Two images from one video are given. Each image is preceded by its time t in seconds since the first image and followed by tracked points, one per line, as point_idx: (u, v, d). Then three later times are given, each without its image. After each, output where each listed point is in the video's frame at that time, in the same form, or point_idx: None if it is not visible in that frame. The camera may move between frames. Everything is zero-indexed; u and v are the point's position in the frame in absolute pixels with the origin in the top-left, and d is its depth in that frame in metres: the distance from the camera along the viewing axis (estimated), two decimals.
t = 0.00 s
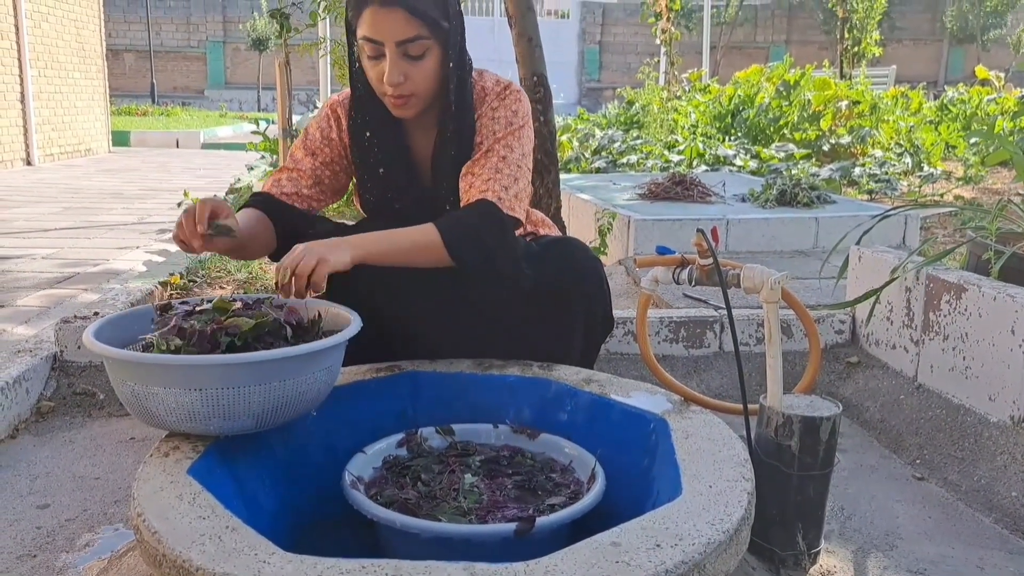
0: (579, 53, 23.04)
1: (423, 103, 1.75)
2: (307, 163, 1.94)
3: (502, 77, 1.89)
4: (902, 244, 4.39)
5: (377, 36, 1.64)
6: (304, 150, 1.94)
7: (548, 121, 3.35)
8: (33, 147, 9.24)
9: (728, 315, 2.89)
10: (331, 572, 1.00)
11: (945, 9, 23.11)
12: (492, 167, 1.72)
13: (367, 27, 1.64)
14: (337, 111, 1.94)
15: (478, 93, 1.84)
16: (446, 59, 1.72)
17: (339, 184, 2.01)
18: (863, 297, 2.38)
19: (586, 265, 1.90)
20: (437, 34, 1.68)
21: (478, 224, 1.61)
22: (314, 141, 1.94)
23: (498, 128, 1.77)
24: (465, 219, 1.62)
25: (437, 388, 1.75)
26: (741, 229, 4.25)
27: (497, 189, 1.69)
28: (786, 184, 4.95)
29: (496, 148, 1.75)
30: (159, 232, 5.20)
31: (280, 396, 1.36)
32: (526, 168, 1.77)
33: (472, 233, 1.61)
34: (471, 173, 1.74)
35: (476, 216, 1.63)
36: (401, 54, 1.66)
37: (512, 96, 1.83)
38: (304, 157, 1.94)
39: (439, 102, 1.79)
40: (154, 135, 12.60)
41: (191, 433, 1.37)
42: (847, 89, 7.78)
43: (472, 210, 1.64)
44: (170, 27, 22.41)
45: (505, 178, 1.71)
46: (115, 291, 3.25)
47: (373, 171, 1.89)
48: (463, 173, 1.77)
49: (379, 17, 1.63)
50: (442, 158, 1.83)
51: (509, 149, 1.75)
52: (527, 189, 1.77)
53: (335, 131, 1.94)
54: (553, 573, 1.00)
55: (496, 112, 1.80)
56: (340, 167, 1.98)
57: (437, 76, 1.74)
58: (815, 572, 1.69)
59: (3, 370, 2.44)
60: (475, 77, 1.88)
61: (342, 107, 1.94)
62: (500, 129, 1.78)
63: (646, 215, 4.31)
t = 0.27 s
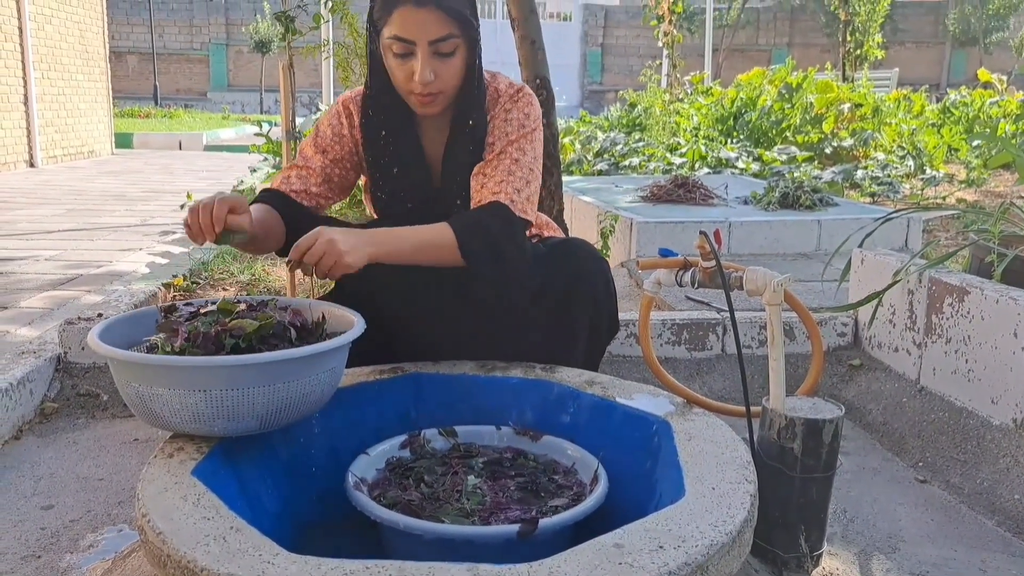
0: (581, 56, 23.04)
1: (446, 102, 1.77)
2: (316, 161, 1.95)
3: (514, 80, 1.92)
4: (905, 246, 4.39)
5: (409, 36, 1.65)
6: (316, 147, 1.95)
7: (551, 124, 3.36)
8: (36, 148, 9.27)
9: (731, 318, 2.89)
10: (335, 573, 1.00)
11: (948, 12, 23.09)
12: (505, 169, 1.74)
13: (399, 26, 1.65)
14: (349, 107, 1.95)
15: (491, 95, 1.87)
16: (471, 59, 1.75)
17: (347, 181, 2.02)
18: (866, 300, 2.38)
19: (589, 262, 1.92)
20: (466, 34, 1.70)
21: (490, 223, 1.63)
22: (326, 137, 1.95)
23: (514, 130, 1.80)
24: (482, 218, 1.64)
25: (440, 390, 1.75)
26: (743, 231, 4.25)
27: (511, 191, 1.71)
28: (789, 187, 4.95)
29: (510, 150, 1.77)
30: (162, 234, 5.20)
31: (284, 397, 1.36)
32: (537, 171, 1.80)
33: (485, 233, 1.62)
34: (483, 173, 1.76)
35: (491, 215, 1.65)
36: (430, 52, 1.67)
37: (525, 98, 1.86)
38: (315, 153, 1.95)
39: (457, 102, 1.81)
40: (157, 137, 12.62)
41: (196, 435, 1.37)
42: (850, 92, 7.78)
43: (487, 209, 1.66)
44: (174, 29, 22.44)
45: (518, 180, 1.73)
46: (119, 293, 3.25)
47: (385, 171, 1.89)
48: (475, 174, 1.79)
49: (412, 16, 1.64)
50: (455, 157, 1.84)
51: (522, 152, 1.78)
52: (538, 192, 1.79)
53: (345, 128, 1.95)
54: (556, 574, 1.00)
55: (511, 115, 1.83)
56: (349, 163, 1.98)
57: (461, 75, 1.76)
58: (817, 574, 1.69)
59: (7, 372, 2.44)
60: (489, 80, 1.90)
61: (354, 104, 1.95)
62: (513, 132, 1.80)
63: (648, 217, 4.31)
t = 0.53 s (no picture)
0: (583, 55, 23.05)
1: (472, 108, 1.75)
2: (351, 166, 1.85)
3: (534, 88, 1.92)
4: (906, 246, 4.39)
5: (436, 42, 1.62)
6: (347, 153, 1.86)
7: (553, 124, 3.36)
8: (39, 147, 9.28)
9: (732, 317, 2.89)
10: (337, 571, 1.00)
11: (950, 11, 23.07)
12: (557, 183, 1.75)
13: (425, 32, 1.62)
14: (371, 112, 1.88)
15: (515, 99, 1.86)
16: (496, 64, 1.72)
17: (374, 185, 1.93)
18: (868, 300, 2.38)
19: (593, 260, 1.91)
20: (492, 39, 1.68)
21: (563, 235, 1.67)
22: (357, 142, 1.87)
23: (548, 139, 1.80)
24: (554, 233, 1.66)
25: (441, 389, 1.75)
26: (745, 230, 4.25)
27: (571, 203, 1.73)
28: (790, 186, 4.94)
29: (555, 163, 1.77)
30: (164, 232, 5.21)
31: (286, 396, 1.36)
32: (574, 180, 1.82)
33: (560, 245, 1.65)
34: (535, 189, 1.76)
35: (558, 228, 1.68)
36: (458, 58, 1.65)
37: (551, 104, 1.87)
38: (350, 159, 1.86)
39: (481, 108, 1.79)
40: (159, 136, 12.64)
41: (198, 433, 1.37)
42: (852, 91, 7.78)
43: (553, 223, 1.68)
44: (175, 27, 22.46)
45: (571, 193, 1.75)
46: (121, 292, 3.26)
47: (396, 175, 1.87)
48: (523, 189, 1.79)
49: (439, 22, 1.61)
50: (478, 164, 1.83)
51: (567, 164, 1.79)
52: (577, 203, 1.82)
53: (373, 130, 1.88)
54: (558, 573, 1.00)
55: (544, 125, 1.82)
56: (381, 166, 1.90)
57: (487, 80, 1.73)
58: (818, 573, 1.69)
59: (9, 370, 2.45)
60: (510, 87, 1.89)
61: (377, 107, 1.89)
62: (553, 144, 1.81)
63: (650, 217, 4.31)
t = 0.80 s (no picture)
0: (586, 52, 23.05)
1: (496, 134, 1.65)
2: (408, 196, 1.71)
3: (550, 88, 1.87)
4: (909, 243, 4.38)
5: (462, 67, 1.52)
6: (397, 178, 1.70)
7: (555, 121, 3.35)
8: (41, 144, 9.29)
9: (735, 315, 2.89)
10: (338, 569, 1.00)
11: (954, 8, 23.03)
12: (578, 216, 1.68)
13: (450, 56, 1.51)
14: (396, 128, 1.72)
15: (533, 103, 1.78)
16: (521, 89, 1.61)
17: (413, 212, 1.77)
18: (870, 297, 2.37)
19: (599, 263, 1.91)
20: (519, 65, 1.57)
21: (588, 286, 1.63)
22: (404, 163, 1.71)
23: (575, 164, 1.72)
24: (575, 279, 1.63)
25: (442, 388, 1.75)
26: (747, 228, 4.24)
27: (591, 239, 1.68)
28: (793, 183, 4.93)
29: (579, 195, 1.69)
30: (167, 229, 5.21)
31: (287, 393, 1.36)
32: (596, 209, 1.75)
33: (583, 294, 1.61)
34: (554, 221, 1.70)
35: (578, 271, 1.64)
36: (484, 84, 1.54)
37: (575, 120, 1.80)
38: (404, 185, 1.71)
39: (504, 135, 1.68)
40: (162, 133, 12.65)
41: (199, 430, 1.37)
42: (855, 89, 7.76)
43: (577, 266, 1.64)
44: (178, 25, 22.48)
45: (593, 225, 1.69)
46: (123, 289, 3.26)
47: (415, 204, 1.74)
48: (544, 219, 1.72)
49: (465, 46, 1.51)
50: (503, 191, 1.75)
51: (589, 195, 1.71)
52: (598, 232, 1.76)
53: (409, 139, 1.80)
54: (560, 571, 1.00)
55: (568, 154, 1.72)
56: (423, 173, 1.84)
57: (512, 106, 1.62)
58: (820, 571, 1.69)
59: (11, 367, 2.45)
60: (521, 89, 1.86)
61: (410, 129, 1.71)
62: (576, 173, 1.71)
63: (653, 214, 4.30)
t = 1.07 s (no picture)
0: (582, 51, 23.05)
1: (501, 163, 1.65)
2: (401, 214, 1.70)
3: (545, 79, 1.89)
4: (904, 242, 4.39)
5: (467, 100, 1.52)
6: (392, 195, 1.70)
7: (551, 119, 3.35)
8: (36, 142, 9.26)
9: (731, 314, 2.89)
10: (334, 568, 1.00)
11: (949, 7, 23.08)
12: (584, 242, 1.68)
13: (455, 89, 1.52)
14: (397, 144, 1.70)
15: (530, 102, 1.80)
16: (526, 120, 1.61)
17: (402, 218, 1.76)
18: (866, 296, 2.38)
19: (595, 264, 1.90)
20: (525, 96, 1.57)
21: (592, 315, 1.62)
22: (401, 182, 1.70)
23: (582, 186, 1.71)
24: (579, 309, 1.62)
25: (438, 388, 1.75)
26: (743, 227, 4.25)
27: (597, 264, 1.68)
28: (789, 182, 4.94)
29: (583, 220, 1.68)
30: (162, 228, 5.20)
31: (283, 392, 1.36)
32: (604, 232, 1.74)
33: (586, 323, 1.61)
34: (559, 246, 1.70)
35: (585, 297, 1.64)
36: (488, 119, 1.54)
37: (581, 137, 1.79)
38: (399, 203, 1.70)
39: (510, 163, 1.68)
40: (157, 131, 12.62)
41: (195, 429, 1.37)
42: (850, 88, 7.77)
43: (584, 295, 1.64)
44: (173, 23, 22.44)
45: (598, 250, 1.69)
46: (118, 287, 3.25)
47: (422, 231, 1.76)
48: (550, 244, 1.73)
49: (470, 80, 1.50)
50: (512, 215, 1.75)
51: (594, 219, 1.70)
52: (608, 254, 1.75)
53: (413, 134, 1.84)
54: (555, 570, 0.99)
55: (574, 176, 1.71)
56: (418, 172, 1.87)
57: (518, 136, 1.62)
58: (815, 570, 1.69)
59: (5, 365, 2.44)
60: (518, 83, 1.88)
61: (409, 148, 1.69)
62: (581, 197, 1.70)
63: (649, 213, 4.30)
